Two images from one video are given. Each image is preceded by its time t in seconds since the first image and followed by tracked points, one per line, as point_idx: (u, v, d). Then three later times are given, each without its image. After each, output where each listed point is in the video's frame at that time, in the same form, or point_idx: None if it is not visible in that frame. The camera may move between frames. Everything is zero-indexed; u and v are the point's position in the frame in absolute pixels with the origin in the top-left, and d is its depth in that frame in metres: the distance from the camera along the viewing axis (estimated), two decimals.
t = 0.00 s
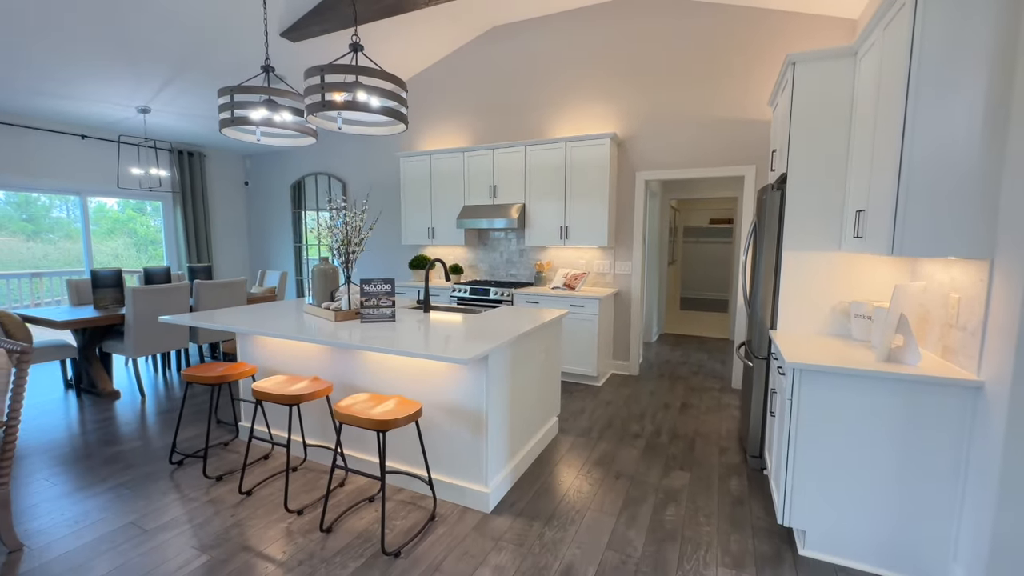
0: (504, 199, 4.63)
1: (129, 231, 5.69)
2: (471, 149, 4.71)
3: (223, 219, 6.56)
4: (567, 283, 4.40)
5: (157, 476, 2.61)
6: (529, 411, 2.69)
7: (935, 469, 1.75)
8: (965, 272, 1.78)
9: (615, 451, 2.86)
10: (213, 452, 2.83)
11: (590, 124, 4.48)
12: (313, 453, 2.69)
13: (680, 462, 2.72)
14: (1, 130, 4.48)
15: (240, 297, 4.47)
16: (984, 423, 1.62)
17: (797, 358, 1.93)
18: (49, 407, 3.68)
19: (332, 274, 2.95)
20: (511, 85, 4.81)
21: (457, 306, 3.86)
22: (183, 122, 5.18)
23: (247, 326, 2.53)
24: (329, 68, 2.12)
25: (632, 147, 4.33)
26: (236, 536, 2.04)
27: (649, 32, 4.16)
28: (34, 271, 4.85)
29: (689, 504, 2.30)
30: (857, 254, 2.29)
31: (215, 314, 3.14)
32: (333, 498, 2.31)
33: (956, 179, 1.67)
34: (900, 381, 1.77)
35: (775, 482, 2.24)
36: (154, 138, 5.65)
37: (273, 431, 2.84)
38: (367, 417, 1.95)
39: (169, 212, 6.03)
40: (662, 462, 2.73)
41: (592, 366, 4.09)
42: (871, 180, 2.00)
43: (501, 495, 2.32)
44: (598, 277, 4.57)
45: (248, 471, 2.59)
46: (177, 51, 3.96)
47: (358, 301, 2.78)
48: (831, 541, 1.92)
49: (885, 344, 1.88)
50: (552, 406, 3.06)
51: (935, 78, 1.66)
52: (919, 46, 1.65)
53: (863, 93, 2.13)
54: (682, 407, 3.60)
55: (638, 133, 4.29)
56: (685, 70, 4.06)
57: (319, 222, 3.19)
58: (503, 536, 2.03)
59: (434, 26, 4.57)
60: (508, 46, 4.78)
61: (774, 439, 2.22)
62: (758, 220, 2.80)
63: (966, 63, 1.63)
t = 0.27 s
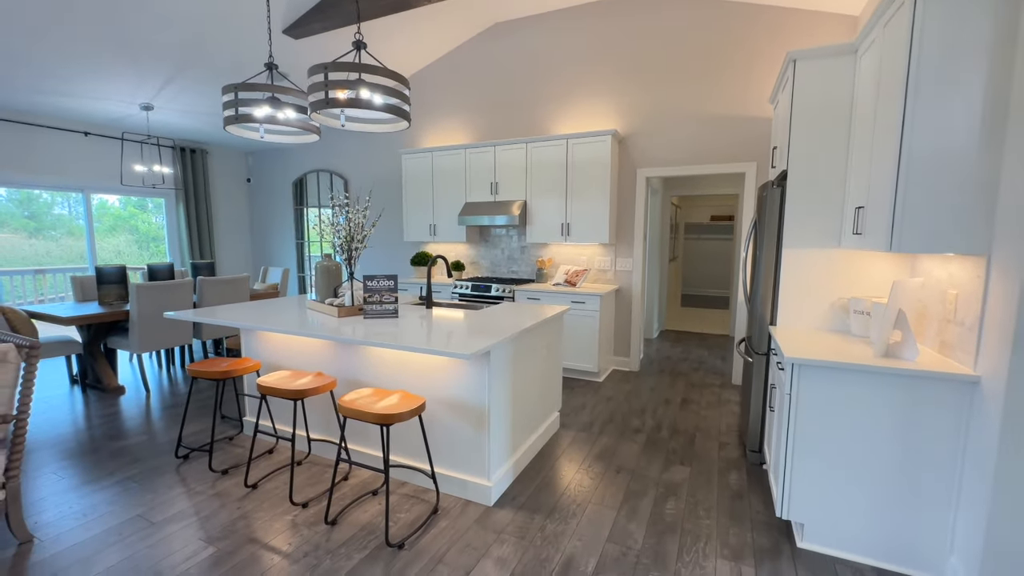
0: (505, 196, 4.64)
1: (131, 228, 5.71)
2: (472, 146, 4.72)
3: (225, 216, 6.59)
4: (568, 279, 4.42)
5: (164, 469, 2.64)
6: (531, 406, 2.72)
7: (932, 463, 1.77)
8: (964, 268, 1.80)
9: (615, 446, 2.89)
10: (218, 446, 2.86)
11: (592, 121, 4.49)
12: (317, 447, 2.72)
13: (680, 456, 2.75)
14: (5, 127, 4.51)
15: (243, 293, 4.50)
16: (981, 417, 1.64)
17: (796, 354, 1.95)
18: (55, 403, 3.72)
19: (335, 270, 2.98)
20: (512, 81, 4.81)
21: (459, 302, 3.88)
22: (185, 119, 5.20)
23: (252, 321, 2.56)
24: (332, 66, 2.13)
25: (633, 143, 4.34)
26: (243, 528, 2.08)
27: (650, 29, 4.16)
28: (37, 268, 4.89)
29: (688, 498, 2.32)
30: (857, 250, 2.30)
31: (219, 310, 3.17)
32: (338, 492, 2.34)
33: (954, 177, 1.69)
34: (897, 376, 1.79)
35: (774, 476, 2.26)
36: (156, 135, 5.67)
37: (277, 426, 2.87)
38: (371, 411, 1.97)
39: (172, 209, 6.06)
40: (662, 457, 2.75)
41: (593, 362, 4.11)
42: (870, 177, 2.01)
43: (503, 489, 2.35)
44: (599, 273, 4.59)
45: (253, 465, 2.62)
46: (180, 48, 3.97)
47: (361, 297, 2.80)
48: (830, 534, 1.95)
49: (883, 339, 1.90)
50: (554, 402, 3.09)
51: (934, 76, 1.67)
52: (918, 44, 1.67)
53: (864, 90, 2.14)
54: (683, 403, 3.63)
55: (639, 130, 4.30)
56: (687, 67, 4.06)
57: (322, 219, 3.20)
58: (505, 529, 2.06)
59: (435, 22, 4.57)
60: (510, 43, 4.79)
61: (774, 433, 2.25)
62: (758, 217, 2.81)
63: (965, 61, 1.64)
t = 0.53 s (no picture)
0: (505, 191, 4.63)
1: (131, 224, 5.71)
2: (472, 141, 4.70)
3: (224, 211, 6.57)
4: (568, 274, 4.41)
5: (162, 463, 2.64)
6: (530, 400, 2.71)
7: (931, 456, 1.77)
8: (965, 261, 1.79)
9: (614, 440, 2.89)
10: (217, 441, 2.86)
11: (592, 115, 4.47)
12: (316, 441, 2.72)
13: (679, 451, 2.75)
14: (3, 122, 4.49)
15: (242, 288, 4.49)
16: (981, 410, 1.63)
17: (796, 347, 1.94)
18: (54, 397, 3.72)
19: (334, 265, 2.97)
20: (512, 75, 4.78)
21: (458, 297, 3.88)
22: (184, 113, 5.18)
23: (250, 315, 2.55)
24: (329, 57, 2.12)
25: (633, 137, 4.31)
26: (241, 521, 2.08)
27: (651, 21, 4.13)
28: (37, 263, 4.87)
29: (687, 491, 2.32)
30: (858, 243, 2.29)
31: (218, 304, 3.17)
32: (336, 485, 2.34)
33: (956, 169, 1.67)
34: (897, 369, 1.78)
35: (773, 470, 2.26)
36: (154, 129, 5.64)
37: (276, 420, 2.87)
38: (369, 404, 1.97)
39: (171, 204, 6.04)
40: (662, 451, 2.75)
41: (592, 357, 4.10)
42: (872, 169, 2.00)
43: (502, 483, 2.35)
44: (599, 268, 4.58)
45: (251, 459, 2.62)
46: (177, 42, 3.95)
47: (360, 291, 2.79)
48: (828, 527, 1.94)
49: (883, 333, 1.90)
50: (553, 396, 3.08)
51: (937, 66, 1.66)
52: (921, 34, 1.65)
53: (865, 81, 2.13)
54: (682, 398, 3.63)
55: (639, 124, 4.28)
56: (687, 60, 4.03)
57: (320, 213, 3.19)
58: (504, 522, 2.06)
59: (435, 15, 4.54)
60: (509, 36, 4.76)
61: (773, 427, 2.24)
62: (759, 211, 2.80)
63: (969, 51, 1.62)
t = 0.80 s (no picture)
0: (504, 182, 4.57)
1: (130, 218, 5.68)
2: (471, 132, 4.64)
3: (222, 205, 6.52)
4: (568, 267, 4.37)
5: (157, 456, 2.61)
6: (529, 393, 2.68)
7: (938, 449, 1.73)
8: (975, 249, 1.74)
9: (614, 434, 2.86)
10: (212, 434, 2.83)
11: (592, 106, 4.40)
12: (312, 435, 2.69)
13: (680, 444, 2.71)
14: None
15: (238, 281, 4.45)
16: (991, 402, 1.59)
17: (800, 338, 1.90)
18: (50, 391, 3.68)
19: (330, 256, 2.93)
20: (511, 65, 4.72)
21: (457, 289, 3.83)
22: (179, 104, 5.11)
23: (245, 306, 2.52)
24: (323, 41, 2.06)
25: (634, 128, 4.26)
26: (236, 515, 2.04)
27: (653, 9, 4.05)
28: (34, 257, 4.83)
29: (689, 485, 2.29)
30: (863, 233, 2.25)
31: (213, 296, 3.13)
32: (332, 479, 2.31)
33: (968, 154, 1.62)
34: (904, 360, 1.74)
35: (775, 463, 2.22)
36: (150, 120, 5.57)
37: (272, 414, 2.84)
38: (364, 397, 1.93)
39: (168, 198, 5.98)
40: (662, 445, 2.71)
41: (592, 350, 4.07)
42: (879, 156, 1.95)
43: (500, 476, 2.31)
44: (599, 261, 4.53)
45: (247, 452, 2.59)
46: (171, 30, 3.88)
47: (356, 282, 2.75)
48: (831, 521, 1.91)
49: (890, 323, 1.85)
50: (552, 389, 3.05)
51: (950, 47, 1.60)
52: (933, 14, 1.59)
53: (873, 66, 2.07)
54: (683, 391, 3.60)
55: (641, 115, 4.22)
56: (689, 49, 3.96)
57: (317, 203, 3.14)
58: (502, 516, 2.03)
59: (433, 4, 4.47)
60: (509, 25, 4.68)
61: (776, 420, 2.21)
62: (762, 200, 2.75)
63: (984, 31, 1.57)
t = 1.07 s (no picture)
0: (504, 172, 4.48)
1: (130, 212, 5.64)
2: (469, 120, 4.55)
3: (218, 196, 6.44)
4: (568, 258, 4.29)
5: (147, 450, 2.55)
6: (527, 386, 2.62)
7: (952, 444, 1.66)
8: (993, 237, 1.66)
9: (614, 428, 2.80)
10: (203, 428, 2.77)
11: (593, 93, 4.30)
12: (305, 429, 2.63)
13: (682, 439, 2.65)
14: None
15: (233, 272, 4.38)
16: (1009, 396, 1.52)
17: (808, 330, 1.83)
18: (42, 383, 3.63)
19: (324, 246, 2.85)
20: (511, 52, 4.61)
21: (455, 281, 3.76)
22: (172, 92, 5.01)
23: (235, 297, 2.45)
24: (311, 19, 1.97)
25: (636, 116, 4.16)
26: (224, 511, 1.99)
27: None
28: (29, 249, 4.76)
29: (691, 481, 2.23)
30: (875, 221, 2.16)
31: (206, 287, 3.06)
32: (325, 474, 2.25)
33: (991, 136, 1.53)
34: (917, 352, 1.67)
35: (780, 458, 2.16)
36: (143, 109, 5.47)
37: (265, 407, 2.77)
38: (356, 390, 1.86)
39: (163, 187, 5.91)
40: (664, 439, 2.65)
41: (593, 343, 4.00)
42: (893, 139, 1.87)
43: (497, 471, 2.25)
44: (600, 253, 4.45)
45: (238, 447, 2.53)
46: (160, 15, 3.78)
47: (350, 273, 2.68)
48: (838, 518, 1.85)
49: (903, 314, 1.78)
50: (551, 382, 2.98)
51: (972, 22, 1.51)
52: None
53: (887, 46, 1.98)
54: (685, 384, 3.53)
55: (643, 102, 4.12)
56: (693, 34, 3.86)
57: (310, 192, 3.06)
58: (499, 512, 1.96)
59: None
60: (508, 11, 4.57)
61: (781, 414, 2.14)
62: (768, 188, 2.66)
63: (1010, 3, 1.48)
